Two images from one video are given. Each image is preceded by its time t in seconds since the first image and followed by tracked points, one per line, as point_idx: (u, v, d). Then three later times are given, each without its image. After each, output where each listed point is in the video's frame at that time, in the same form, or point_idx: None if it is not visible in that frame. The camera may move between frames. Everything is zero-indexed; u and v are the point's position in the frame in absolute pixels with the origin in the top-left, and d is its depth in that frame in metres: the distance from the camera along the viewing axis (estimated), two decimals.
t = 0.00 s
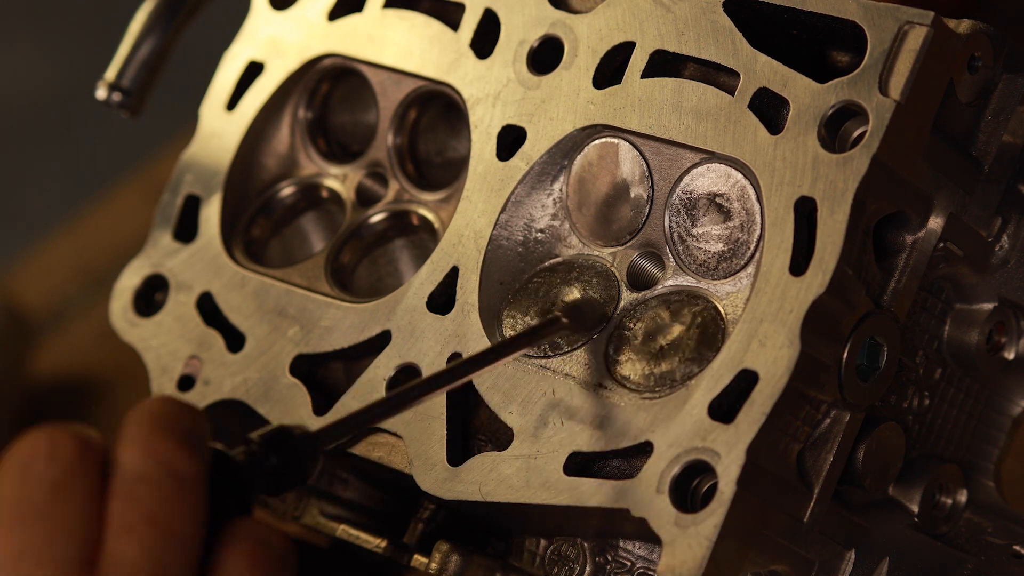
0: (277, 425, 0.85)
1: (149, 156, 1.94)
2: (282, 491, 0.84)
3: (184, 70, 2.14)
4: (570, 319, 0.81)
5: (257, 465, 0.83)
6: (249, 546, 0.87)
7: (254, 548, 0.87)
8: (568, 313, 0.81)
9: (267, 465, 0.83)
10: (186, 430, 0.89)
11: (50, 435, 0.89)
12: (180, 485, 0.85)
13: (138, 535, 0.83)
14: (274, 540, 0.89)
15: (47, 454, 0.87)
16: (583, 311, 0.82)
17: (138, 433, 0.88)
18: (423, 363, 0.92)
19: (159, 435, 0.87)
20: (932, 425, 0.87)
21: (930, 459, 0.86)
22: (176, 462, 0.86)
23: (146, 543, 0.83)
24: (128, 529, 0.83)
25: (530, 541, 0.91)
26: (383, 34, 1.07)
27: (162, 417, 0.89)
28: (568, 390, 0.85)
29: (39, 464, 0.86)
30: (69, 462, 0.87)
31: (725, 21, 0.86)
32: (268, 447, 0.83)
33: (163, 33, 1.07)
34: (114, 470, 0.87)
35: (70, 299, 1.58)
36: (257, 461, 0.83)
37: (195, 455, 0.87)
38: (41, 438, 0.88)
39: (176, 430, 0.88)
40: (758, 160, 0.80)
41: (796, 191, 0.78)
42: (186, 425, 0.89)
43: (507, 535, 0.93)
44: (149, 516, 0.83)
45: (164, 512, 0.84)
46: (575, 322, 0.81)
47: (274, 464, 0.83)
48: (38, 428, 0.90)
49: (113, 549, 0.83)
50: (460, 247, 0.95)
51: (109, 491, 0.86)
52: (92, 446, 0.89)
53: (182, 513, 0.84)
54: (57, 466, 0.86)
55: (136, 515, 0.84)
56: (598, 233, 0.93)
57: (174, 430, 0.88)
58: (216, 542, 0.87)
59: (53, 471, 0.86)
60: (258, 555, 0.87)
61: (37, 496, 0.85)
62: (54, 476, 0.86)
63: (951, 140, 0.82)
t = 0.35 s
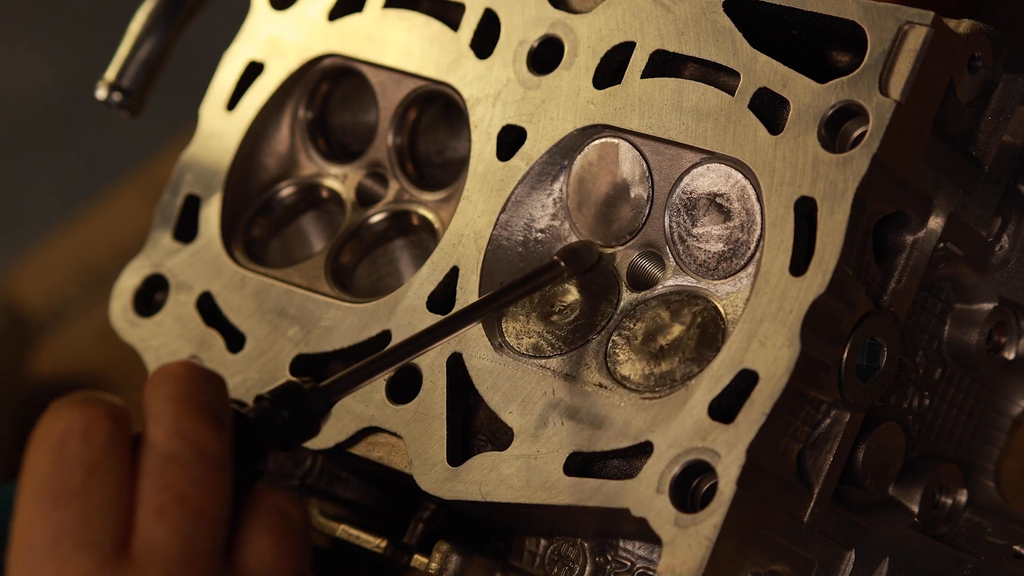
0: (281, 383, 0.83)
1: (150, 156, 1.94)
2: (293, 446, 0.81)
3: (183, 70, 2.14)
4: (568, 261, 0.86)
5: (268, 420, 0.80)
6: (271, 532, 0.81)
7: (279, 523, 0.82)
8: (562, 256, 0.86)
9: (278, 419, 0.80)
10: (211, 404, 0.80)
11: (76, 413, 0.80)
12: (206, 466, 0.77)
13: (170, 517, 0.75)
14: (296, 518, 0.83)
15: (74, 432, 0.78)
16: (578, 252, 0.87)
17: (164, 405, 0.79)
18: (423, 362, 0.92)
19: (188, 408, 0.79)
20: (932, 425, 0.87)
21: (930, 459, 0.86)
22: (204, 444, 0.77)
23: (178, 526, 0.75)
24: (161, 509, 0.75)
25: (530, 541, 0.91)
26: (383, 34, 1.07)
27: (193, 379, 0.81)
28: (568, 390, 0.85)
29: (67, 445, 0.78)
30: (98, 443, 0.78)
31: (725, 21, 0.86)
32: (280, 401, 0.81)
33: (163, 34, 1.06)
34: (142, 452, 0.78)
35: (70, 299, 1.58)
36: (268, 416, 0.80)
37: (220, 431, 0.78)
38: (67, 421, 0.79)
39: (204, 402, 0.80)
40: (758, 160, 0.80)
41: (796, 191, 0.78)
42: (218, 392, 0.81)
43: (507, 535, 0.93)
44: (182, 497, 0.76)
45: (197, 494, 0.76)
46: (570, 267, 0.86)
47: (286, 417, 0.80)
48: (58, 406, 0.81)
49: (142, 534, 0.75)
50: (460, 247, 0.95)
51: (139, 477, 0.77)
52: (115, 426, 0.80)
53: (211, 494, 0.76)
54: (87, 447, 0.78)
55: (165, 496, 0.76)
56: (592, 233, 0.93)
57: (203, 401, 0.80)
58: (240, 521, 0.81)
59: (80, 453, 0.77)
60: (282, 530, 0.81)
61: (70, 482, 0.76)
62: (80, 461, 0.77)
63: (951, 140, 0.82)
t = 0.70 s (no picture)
0: (290, 376, 0.82)
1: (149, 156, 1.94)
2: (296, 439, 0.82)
3: (183, 70, 2.14)
4: (579, 263, 0.85)
5: (272, 414, 0.80)
6: (270, 533, 0.82)
7: (277, 522, 0.82)
8: (575, 258, 0.86)
9: (283, 415, 0.80)
10: (217, 402, 0.82)
11: (85, 406, 0.81)
12: (209, 466, 0.78)
13: (173, 516, 0.77)
14: (297, 516, 0.84)
15: (82, 425, 0.80)
16: (589, 254, 0.87)
17: (170, 401, 0.81)
18: (422, 362, 0.92)
19: (192, 405, 0.80)
20: (931, 425, 0.87)
21: (929, 459, 0.86)
22: (208, 442, 0.79)
23: (179, 525, 0.77)
24: (166, 507, 0.77)
25: (530, 541, 0.91)
26: (382, 34, 1.07)
27: (198, 376, 0.83)
28: (568, 390, 0.85)
29: (77, 439, 0.80)
30: (103, 438, 0.79)
31: (724, 21, 0.86)
32: (286, 396, 0.80)
33: (163, 34, 1.06)
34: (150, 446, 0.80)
35: (70, 299, 1.58)
36: (272, 411, 0.80)
37: (223, 429, 0.80)
38: (76, 414, 0.81)
39: (208, 400, 0.81)
40: (758, 161, 0.80)
41: (796, 191, 0.78)
42: (221, 389, 0.83)
43: (506, 535, 0.93)
44: (184, 496, 0.77)
45: (199, 494, 0.78)
46: (582, 268, 0.85)
47: (291, 412, 0.80)
48: (69, 396, 0.83)
49: (145, 532, 0.77)
50: (460, 247, 0.95)
51: (145, 471, 0.79)
52: (121, 420, 0.81)
53: (211, 493, 0.78)
54: (98, 442, 0.79)
55: (170, 493, 0.77)
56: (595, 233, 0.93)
57: (206, 399, 0.81)
58: (241, 520, 0.82)
59: (86, 447, 0.79)
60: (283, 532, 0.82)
61: (77, 477, 0.78)
62: (90, 455, 0.79)
63: (950, 140, 0.83)
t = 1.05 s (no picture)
0: (265, 363, 0.85)
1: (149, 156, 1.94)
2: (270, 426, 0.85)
3: (182, 70, 2.14)
4: (545, 255, 0.88)
5: (247, 398, 0.83)
6: (253, 508, 0.84)
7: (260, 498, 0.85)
8: (541, 250, 0.88)
9: (258, 399, 0.83)
10: (197, 381, 0.85)
11: (68, 384, 0.83)
12: (192, 439, 0.82)
13: (159, 490, 0.79)
14: (276, 493, 0.86)
15: (67, 403, 0.82)
16: (555, 246, 0.89)
17: (152, 379, 0.84)
18: (422, 362, 0.92)
19: (172, 382, 0.84)
20: (931, 425, 0.87)
21: (929, 459, 0.86)
22: (192, 417, 0.83)
23: (167, 497, 0.79)
24: (152, 479, 0.79)
25: (530, 542, 0.91)
26: (382, 34, 1.07)
27: (176, 356, 0.86)
28: (568, 390, 0.85)
29: (61, 416, 0.81)
30: (88, 416, 0.82)
31: (724, 21, 0.86)
32: (260, 381, 0.83)
33: (163, 34, 1.05)
34: (133, 423, 0.83)
35: (70, 299, 1.58)
36: (247, 396, 0.83)
37: (203, 405, 0.84)
38: (60, 392, 0.83)
39: (186, 379, 0.85)
40: (757, 161, 0.80)
41: (796, 191, 0.78)
42: (199, 368, 0.87)
43: (507, 536, 0.93)
44: (170, 470, 0.80)
45: (183, 467, 0.80)
46: (548, 260, 0.88)
47: (264, 397, 0.83)
48: (51, 376, 0.85)
49: (133, 503, 0.78)
50: (459, 247, 0.95)
51: (128, 447, 0.81)
52: (104, 398, 0.83)
53: (196, 466, 0.81)
54: (83, 418, 0.81)
55: (155, 468, 0.79)
56: (592, 234, 0.93)
57: (187, 377, 0.85)
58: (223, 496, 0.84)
59: (72, 425, 0.81)
60: (263, 508, 0.85)
61: (63, 451, 0.79)
62: (77, 431, 0.80)
63: (950, 140, 0.83)
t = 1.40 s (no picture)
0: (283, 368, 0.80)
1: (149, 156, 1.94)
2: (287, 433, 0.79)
3: (182, 69, 2.14)
4: (561, 255, 0.85)
5: (261, 407, 0.78)
6: (266, 511, 0.81)
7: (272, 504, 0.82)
8: (557, 250, 0.85)
9: (272, 406, 0.78)
10: (206, 386, 0.81)
11: (75, 395, 0.81)
12: (200, 444, 0.78)
13: (166, 497, 0.76)
14: (288, 496, 0.83)
15: (73, 414, 0.79)
16: (572, 246, 0.86)
17: (158, 385, 0.81)
18: (422, 363, 0.92)
19: (180, 387, 0.80)
20: (931, 425, 0.87)
21: (929, 459, 0.86)
22: (200, 421, 0.79)
23: (172, 504, 0.76)
24: (158, 486, 0.76)
25: (530, 541, 0.91)
26: (382, 34, 1.07)
27: (185, 362, 0.83)
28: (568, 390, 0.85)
29: (68, 426, 0.79)
30: (95, 425, 0.79)
31: (724, 21, 0.86)
32: (274, 388, 0.78)
33: (163, 34, 1.05)
34: (140, 431, 0.80)
35: (69, 299, 1.58)
36: (260, 403, 0.78)
37: (211, 409, 0.80)
38: (67, 403, 0.80)
39: (196, 383, 0.81)
40: (757, 161, 0.80)
41: (796, 191, 0.78)
42: (209, 373, 0.83)
43: (507, 535, 0.93)
44: (177, 476, 0.76)
45: (192, 473, 0.77)
46: (565, 260, 0.85)
47: (279, 406, 0.78)
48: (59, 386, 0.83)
49: (140, 511, 0.76)
50: (459, 247, 0.95)
51: (135, 455, 0.78)
52: (112, 408, 0.81)
53: (203, 473, 0.77)
54: (90, 427, 0.79)
55: (161, 474, 0.76)
56: (596, 230, 0.93)
57: (196, 381, 0.81)
58: (237, 499, 0.81)
59: (79, 435, 0.78)
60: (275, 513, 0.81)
61: (69, 462, 0.77)
62: (82, 440, 0.78)
63: (950, 140, 0.82)
